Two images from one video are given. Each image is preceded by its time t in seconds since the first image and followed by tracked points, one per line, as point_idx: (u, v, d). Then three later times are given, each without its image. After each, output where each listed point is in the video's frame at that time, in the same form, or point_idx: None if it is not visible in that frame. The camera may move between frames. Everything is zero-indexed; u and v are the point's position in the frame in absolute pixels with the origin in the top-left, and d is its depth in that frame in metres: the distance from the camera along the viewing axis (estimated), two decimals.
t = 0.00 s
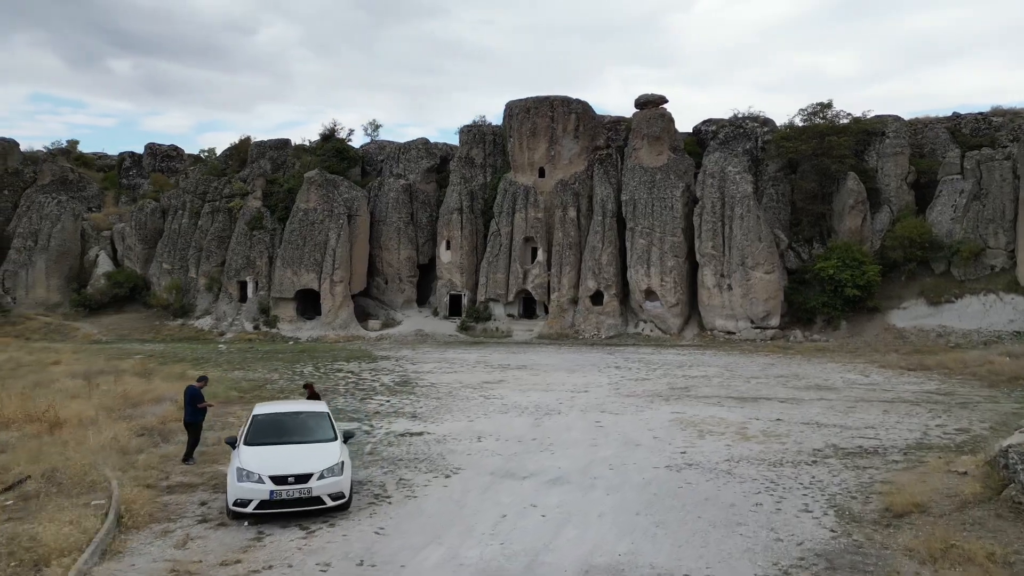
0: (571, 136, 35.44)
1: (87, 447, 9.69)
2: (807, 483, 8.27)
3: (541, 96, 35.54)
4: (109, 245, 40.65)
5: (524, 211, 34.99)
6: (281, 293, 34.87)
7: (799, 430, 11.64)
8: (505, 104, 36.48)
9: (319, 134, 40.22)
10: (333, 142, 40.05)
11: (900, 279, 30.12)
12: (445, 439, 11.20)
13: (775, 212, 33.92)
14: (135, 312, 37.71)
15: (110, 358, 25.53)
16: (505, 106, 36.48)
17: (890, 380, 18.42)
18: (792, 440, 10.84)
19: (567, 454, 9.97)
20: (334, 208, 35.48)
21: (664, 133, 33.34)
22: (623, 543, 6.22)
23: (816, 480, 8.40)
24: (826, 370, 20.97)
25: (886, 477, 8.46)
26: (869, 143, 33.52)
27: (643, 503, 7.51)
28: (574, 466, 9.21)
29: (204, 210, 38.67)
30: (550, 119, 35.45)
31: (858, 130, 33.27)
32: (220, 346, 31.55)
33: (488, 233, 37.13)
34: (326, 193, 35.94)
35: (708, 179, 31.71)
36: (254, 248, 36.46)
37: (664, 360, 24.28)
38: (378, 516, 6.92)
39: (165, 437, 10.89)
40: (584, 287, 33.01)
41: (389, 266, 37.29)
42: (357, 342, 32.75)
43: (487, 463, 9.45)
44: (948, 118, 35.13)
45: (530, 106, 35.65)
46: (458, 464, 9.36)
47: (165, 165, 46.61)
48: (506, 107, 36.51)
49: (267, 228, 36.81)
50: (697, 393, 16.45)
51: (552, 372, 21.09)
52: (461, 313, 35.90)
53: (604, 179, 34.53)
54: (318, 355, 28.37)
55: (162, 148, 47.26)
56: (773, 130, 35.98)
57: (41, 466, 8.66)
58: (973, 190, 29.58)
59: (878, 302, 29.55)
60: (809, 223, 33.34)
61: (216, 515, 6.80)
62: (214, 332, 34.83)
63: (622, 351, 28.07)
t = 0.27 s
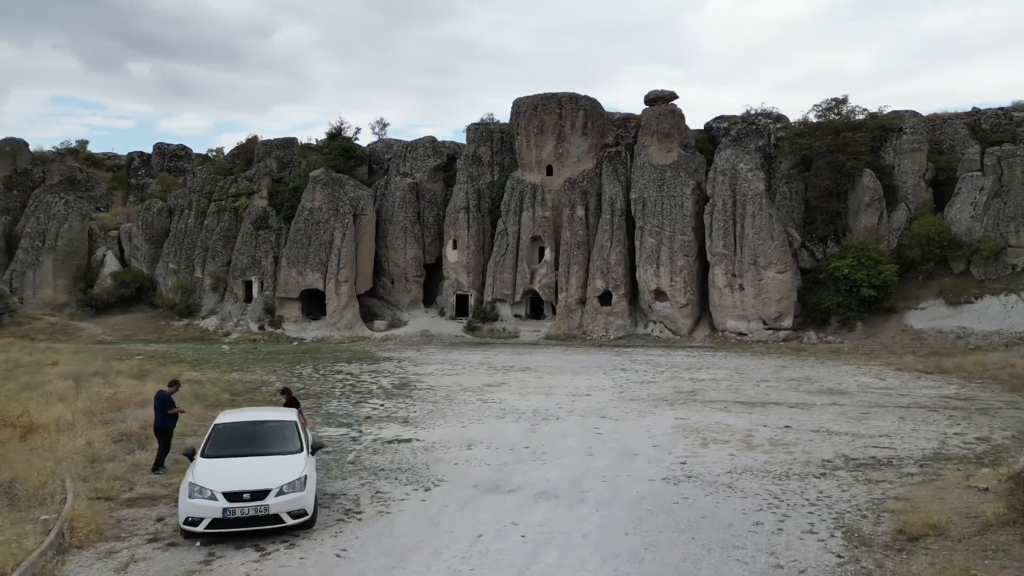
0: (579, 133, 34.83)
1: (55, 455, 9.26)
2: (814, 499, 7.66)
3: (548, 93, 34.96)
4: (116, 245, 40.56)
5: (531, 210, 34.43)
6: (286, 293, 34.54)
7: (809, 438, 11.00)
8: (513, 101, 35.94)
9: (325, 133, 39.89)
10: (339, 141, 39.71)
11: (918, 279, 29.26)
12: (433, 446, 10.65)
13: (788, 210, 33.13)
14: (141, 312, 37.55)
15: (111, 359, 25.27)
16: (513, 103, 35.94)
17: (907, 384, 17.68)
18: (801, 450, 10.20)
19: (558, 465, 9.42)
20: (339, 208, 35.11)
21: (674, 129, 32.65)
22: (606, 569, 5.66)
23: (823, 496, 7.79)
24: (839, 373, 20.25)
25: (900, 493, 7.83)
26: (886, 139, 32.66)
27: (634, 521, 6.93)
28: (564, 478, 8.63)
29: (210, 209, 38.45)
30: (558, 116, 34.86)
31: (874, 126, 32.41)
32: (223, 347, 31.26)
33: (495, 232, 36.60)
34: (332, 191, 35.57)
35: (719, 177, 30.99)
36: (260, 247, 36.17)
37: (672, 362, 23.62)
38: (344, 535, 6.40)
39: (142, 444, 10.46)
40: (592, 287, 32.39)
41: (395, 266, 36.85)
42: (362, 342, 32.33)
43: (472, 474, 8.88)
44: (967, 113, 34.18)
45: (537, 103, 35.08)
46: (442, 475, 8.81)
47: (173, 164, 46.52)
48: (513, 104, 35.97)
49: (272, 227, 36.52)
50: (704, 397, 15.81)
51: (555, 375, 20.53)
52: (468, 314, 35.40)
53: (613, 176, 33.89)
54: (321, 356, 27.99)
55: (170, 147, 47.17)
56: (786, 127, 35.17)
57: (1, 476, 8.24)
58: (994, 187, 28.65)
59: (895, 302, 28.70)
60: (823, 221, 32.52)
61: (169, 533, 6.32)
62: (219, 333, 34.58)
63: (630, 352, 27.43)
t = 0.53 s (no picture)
0: (590, 130, 34.20)
1: (24, 464, 8.83)
2: (826, 519, 7.04)
3: (558, 89, 34.35)
4: (125, 245, 40.49)
5: (541, 208, 33.85)
6: (293, 293, 34.22)
7: (822, 448, 10.33)
8: (522, 98, 35.38)
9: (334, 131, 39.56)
10: (348, 139, 39.36)
11: (939, 278, 28.34)
12: (423, 455, 10.11)
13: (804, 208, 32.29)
14: (149, 312, 37.41)
15: (114, 359, 25.02)
16: (522, 100, 35.38)
17: (927, 388, 16.90)
18: (813, 461, 9.55)
19: (553, 476, 8.85)
20: (347, 206, 34.73)
21: (687, 125, 31.90)
22: None
23: (837, 515, 7.16)
24: (857, 376, 19.49)
25: (921, 512, 7.19)
26: (906, 135, 31.74)
27: (626, 544, 6.35)
28: (556, 492, 8.06)
29: (218, 208, 38.24)
30: (568, 113, 34.25)
31: (894, 121, 31.50)
32: (229, 347, 30.97)
33: (504, 231, 36.05)
34: (339, 190, 35.20)
35: (733, 174, 30.22)
36: (267, 247, 35.88)
37: (683, 365, 22.93)
38: (307, 558, 5.89)
39: (120, 452, 10.01)
40: (602, 287, 31.74)
41: (403, 265, 36.41)
42: (369, 343, 31.91)
43: (459, 487, 8.32)
44: (991, 108, 33.14)
45: (547, 99, 34.48)
46: (427, 487, 8.27)
47: (183, 164, 46.43)
48: (523, 101, 35.41)
49: (280, 227, 36.23)
50: (713, 401, 15.14)
51: (562, 378, 19.93)
52: (476, 314, 34.89)
53: (624, 174, 33.23)
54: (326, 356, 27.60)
55: (181, 147, 47.09)
56: (802, 123, 34.31)
57: None
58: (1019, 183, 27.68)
59: (915, 303, 27.80)
60: (841, 219, 31.63)
61: (119, 556, 5.83)
62: (227, 333, 34.32)
63: (640, 354, 26.76)
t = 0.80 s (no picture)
0: (602, 127, 33.48)
1: None
2: (849, 546, 6.34)
3: (570, 85, 33.66)
4: (135, 245, 40.33)
5: (552, 207, 33.20)
6: (301, 293, 33.83)
7: (843, 460, 9.62)
8: (533, 95, 34.74)
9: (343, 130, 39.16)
10: (357, 137, 38.94)
11: (964, 278, 27.39)
12: (414, 466, 9.50)
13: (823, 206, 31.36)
14: (159, 312, 37.21)
15: (117, 360, 24.71)
16: (533, 97, 34.74)
17: (953, 393, 16.07)
18: (833, 475, 8.85)
19: (549, 491, 8.22)
20: (355, 205, 34.27)
21: (702, 121, 31.09)
22: None
23: (863, 541, 6.45)
24: (879, 380, 18.66)
25: (956, 539, 6.48)
26: (928, 130, 30.76)
27: None
28: (551, 509, 7.43)
29: (227, 208, 37.97)
30: (580, 109, 33.55)
31: (916, 116, 30.50)
32: (236, 348, 30.60)
33: (515, 230, 35.43)
34: (348, 189, 34.75)
35: (749, 171, 29.38)
36: (276, 246, 35.52)
37: (697, 367, 22.19)
38: None
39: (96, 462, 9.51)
40: (614, 287, 31.02)
41: (413, 265, 35.90)
42: (377, 344, 31.44)
43: (447, 503, 7.71)
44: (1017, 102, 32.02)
45: (559, 95, 33.80)
46: (412, 503, 7.67)
47: (194, 163, 46.28)
48: (534, 98, 34.76)
49: (288, 226, 35.86)
50: (726, 407, 14.43)
51: (571, 381, 19.28)
52: (487, 315, 34.31)
53: (637, 172, 32.49)
54: (333, 357, 27.14)
55: (192, 146, 46.94)
56: (821, 118, 33.37)
57: None
58: None
59: (939, 303, 26.85)
60: (861, 217, 30.70)
61: None
62: (234, 333, 34.01)
63: (653, 356, 26.02)
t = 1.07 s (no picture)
0: (615, 124, 32.68)
1: None
2: None
3: (582, 81, 32.90)
4: (145, 244, 40.08)
5: (564, 206, 32.46)
6: (309, 294, 33.33)
7: (872, 477, 8.83)
8: (544, 91, 34.02)
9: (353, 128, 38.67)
10: (367, 136, 38.42)
11: (993, 278, 26.32)
12: (406, 481, 8.84)
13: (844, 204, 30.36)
14: (167, 312, 36.90)
15: (121, 362, 24.30)
16: (545, 93, 34.02)
17: (986, 401, 15.15)
18: (863, 495, 8.07)
19: (549, 512, 7.50)
20: (364, 204, 33.73)
21: (718, 117, 30.20)
22: None
23: None
24: (905, 386, 17.74)
25: None
26: (955, 125, 29.67)
27: None
28: (550, 535, 6.73)
29: (236, 207, 37.59)
30: (593, 105, 32.78)
31: (942, 110, 29.43)
32: (242, 349, 30.15)
33: (526, 229, 34.72)
34: (357, 188, 34.22)
35: (767, 167, 28.46)
36: (284, 246, 35.07)
37: (713, 371, 21.35)
38: None
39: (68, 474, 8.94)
40: (628, 287, 30.21)
41: (422, 265, 35.30)
42: (385, 345, 30.85)
43: (436, 526, 7.03)
44: None
45: (571, 91, 33.05)
46: (397, 526, 7.00)
47: (205, 163, 46.03)
48: (545, 94, 34.04)
49: (297, 226, 35.41)
50: (744, 415, 13.63)
51: (581, 385, 18.54)
52: (497, 316, 33.64)
53: (652, 169, 31.67)
54: (339, 359, 26.58)
55: (202, 146, 46.69)
56: (841, 113, 32.35)
57: None
58: None
59: (966, 305, 25.81)
60: (884, 215, 29.69)
61: None
62: (242, 334, 33.57)
63: (667, 358, 25.20)
